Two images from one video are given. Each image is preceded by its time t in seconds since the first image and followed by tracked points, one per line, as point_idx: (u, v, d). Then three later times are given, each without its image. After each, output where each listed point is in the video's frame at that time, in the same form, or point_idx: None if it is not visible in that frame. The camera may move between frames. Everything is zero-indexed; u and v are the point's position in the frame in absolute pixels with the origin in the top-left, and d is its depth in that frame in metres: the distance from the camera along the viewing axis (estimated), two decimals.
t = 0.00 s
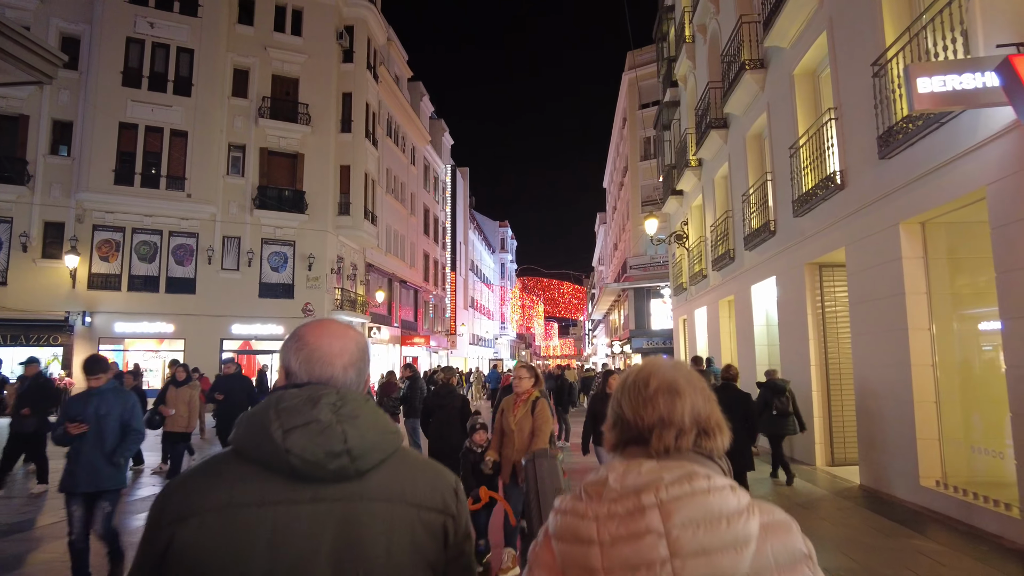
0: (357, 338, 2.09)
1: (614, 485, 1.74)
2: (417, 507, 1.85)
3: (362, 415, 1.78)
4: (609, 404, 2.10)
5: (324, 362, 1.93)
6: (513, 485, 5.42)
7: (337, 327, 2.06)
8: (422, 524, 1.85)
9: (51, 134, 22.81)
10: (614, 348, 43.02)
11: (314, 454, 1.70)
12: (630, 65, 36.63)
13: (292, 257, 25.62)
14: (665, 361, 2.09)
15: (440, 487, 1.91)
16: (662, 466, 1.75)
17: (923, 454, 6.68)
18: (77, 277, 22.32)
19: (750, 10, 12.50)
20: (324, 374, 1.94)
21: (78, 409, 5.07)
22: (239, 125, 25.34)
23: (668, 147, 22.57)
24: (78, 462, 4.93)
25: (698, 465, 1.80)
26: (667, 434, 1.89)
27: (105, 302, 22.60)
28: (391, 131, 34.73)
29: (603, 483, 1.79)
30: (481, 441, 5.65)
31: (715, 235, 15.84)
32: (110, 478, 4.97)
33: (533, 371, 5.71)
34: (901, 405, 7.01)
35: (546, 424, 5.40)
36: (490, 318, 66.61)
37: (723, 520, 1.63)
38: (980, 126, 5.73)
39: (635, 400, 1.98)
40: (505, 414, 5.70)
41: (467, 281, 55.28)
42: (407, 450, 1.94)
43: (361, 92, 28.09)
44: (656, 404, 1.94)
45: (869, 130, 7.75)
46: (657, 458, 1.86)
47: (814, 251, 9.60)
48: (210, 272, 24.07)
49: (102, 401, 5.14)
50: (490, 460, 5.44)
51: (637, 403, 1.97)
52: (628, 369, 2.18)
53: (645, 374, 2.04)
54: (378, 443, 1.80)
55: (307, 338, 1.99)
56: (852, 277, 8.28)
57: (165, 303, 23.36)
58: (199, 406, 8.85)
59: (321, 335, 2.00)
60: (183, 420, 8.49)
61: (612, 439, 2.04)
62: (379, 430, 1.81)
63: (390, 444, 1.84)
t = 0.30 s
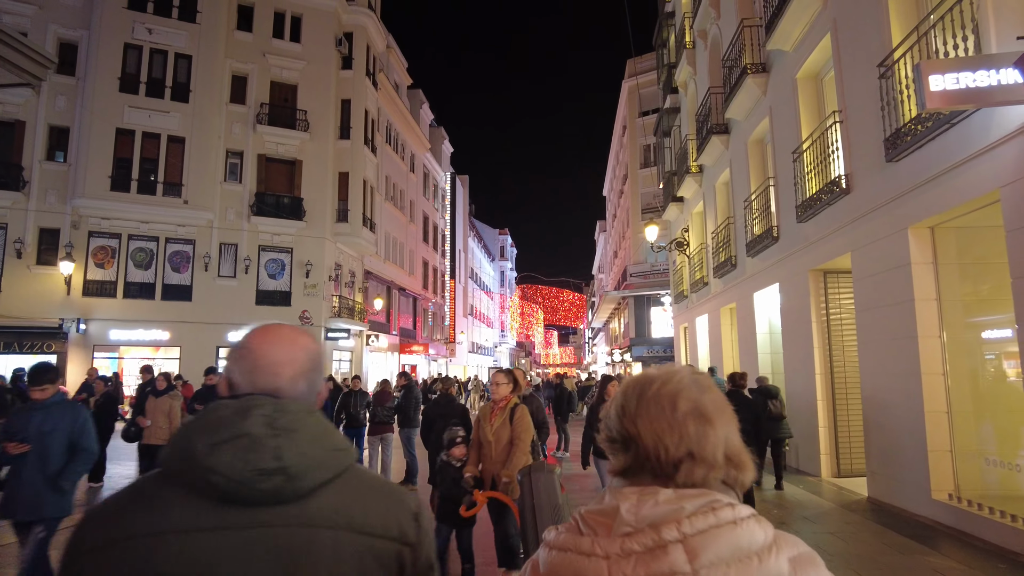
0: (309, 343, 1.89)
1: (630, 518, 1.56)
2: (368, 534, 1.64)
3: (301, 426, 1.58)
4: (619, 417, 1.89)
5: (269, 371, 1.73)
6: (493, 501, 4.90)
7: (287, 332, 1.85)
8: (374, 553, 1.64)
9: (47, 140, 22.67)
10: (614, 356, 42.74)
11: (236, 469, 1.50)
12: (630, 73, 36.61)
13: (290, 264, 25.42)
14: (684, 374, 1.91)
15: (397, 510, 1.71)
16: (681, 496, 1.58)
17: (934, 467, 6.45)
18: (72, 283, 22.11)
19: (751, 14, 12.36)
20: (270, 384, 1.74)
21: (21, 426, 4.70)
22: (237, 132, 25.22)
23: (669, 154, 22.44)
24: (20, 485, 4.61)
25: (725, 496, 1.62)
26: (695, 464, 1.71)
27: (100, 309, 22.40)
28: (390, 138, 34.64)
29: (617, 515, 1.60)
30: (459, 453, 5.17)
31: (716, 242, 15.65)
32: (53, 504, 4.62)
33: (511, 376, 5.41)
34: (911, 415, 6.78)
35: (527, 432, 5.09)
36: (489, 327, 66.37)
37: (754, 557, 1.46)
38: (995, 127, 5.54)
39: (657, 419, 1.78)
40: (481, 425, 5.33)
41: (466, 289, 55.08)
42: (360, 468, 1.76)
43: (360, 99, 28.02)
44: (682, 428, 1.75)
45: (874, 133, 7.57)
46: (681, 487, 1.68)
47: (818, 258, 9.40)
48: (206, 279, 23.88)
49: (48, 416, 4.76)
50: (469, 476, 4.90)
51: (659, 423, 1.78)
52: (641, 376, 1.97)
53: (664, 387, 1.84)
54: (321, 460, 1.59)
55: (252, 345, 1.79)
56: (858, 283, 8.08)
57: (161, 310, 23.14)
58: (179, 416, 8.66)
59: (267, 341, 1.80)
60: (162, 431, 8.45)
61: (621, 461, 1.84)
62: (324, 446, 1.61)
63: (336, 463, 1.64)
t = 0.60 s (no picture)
0: (199, 349, 1.73)
1: (658, 557, 1.44)
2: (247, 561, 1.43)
3: (151, 447, 1.40)
4: (631, 431, 1.73)
5: (143, 382, 1.56)
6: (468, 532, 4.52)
7: (168, 336, 1.68)
8: None
9: (42, 147, 22.52)
10: (614, 364, 42.48)
11: (76, 498, 1.34)
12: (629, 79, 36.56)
13: (286, 272, 25.22)
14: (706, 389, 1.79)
15: (281, 535, 1.50)
16: (713, 531, 1.49)
17: (944, 477, 6.21)
18: (66, 291, 21.91)
19: (750, 16, 12.24)
20: (144, 397, 1.56)
21: None
22: (234, 138, 25.10)
23: (668, 161, 22.29)
24: None
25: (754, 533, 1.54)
26: (726, 497, 1.61)
27: (94, 317, 22.17)
28: (389, 145, 34.52)
29: (644, 552, 1.46)
30: (413, 477, 4.44)
31: (716, 248, 15.47)
32: None
33: (493, 393, 5.03)
34: (919, 424, 6.55)
35: (504, 455, 4.70)
36: (489, 335, 66.16)
37: None
38: (1004, 124, 5.39)
39: (683, 443, 1.65)
40: (456, 444, 4.97)
41: (466, 297, 54.88)
42: (242, 487, 1.57)
43: (358, 106, 27.95)
44: (713, 456, 1.64)
45: (877, 134, 7.40)
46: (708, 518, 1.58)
47: (820, 262, 9.21)
48: (202, 287, 23.67)
49: None
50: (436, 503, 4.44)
51: (686, 448, 1.65)
52: (655, 384, 1.81)
53: (691, 405, 1.69)
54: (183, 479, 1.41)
55: (125, 354, 1.61)
56: (862, 288, 7.88)
57: (156, 318, 22.92)
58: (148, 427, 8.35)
59: (144, 349, 1.62)
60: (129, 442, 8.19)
61: (633, 481, 1.69)
62: (185, 470, 1.43)
63: (201, 485, 1.45)
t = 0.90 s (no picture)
0: (99, 364, 1.67)
1: None
2: None
3: (22, 466, 1.33)
4: (623, 446, 1.59)
5: (25, 398, 1.50)
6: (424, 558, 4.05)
7: (59, 352, 1.61)
8: None
9: (38, 158, 22.46)
10: (614, 376, 42.21)
11: None
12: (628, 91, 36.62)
13: (283, 283, 25.08)
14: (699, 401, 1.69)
15: (169, 557, 1.41)
16: (721, 550, 1.39)
17: (952, 492, 6.03)
18: (61, 303, 21.76)
19: (747, 24, 12.19)
20: (28, 413, 1.49)
21: None
22: (231, 150, 25.06)
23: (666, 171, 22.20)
24: None
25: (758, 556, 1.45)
26: (729, 516, 1.51)
27: (89, 329, 22.01)
28: (387, 157, 34.50)
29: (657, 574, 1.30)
30: (361, 496, 4.33)
31: (715, 257, 15.33)
32: None
33: (469, 402, 4.50)
34: (924, 436, 6.38)
35: (479, 471, 4.15)
36: (488, 346, 65.91)
37: None
38: (1009, 128, 5.26)
39: (685, 458, 1.52)
40: (426, 457, 4.43)
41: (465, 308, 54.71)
42: (138, 506, 1.49)
43: (356, 118, 27.95)
44: (715, 473, 1.53)
45: (878, 140, 7.28)
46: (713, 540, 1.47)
47: (821, 270, 9.06)
48: (198, 299, 23.52)
49: None
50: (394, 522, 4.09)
51: (687, 463, 1.52)
52: (649, 395, 1.68)
53: (693, 418, 1.56)
54: (54, 500, 1.33)
55: (12, 369, 1.55)
56: (864, 297, 7.73)
57: (152, 329, 22.76)
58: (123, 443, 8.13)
59: (29, 365, 1.56)
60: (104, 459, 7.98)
61: (628, 499, 1.54)
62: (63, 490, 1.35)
63: (80, 505, 1.37)
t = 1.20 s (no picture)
0: (21, 362, 1.62)
1: None
2: None
3: None
4: (566, 450, 1.44)
5: None
6: None
7: None
8: None
9: (33, 162, 22.33)
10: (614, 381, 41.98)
11: None
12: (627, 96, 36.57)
13: (280, 287, 24.90)
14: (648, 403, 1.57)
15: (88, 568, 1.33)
16: (667, 558, 1.26)
17: (959, 499, 5.85)
18: (55, 307, 21.59)
19: (745, 25, 12.07)
20: None
21: None
22: (228, 153, 24.92)
23: (665, 175, 22.06)
24: None
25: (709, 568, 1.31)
26: (676, 524, 1.38)
27: (83, 334, 21.82)
28: (386, 161, 34.40)
29: None
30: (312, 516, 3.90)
31: (714, 261, 15.17)
32: None
33: (426, 412, 4.23)
34: (929, 442, 6.20)
35: (441, 489, 3.96)
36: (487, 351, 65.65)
37: None
38: (1015, 124, 5.12)
39: (631, 462, 1.38)
40: (377, 474, 4.13)
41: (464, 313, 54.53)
42: (62, 522, 1.41)
43: (354, 122, 27.85)
44: (662, 478, 1.39)
45: (880, 140, 7.13)
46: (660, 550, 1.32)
47: (821, 273, 8.91)
48: (194, 303, 23.34)
49: None
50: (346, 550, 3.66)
51: (633, 467, 1.38)
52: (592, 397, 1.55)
53: (639, 419, 1.43)
54: None
55: None
56: (866, 300, 7.57)
57: (147, 334, 22.57)
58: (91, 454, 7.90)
59: None
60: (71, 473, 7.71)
61: (570, 508, 1.39)
62: None
63: None
